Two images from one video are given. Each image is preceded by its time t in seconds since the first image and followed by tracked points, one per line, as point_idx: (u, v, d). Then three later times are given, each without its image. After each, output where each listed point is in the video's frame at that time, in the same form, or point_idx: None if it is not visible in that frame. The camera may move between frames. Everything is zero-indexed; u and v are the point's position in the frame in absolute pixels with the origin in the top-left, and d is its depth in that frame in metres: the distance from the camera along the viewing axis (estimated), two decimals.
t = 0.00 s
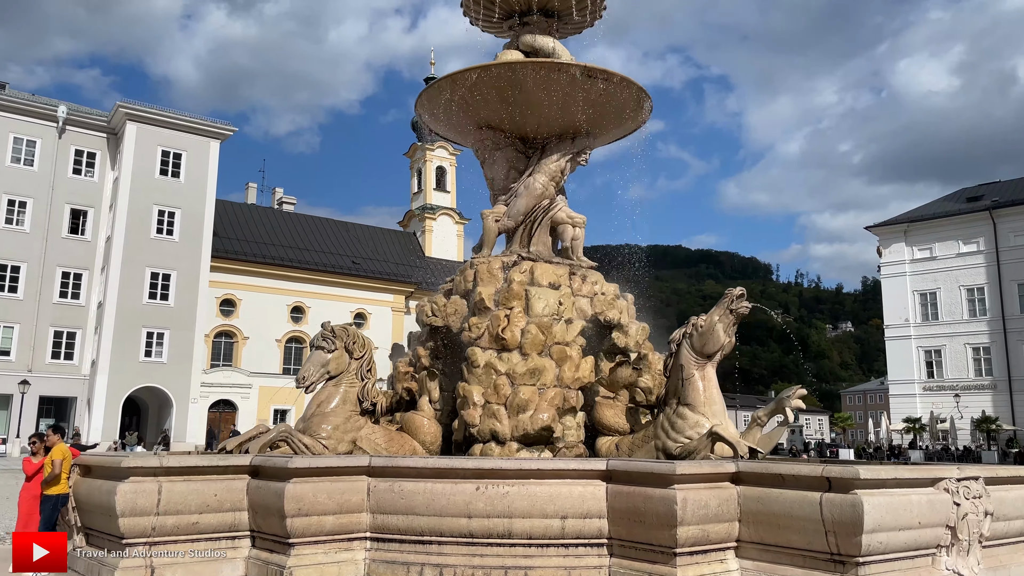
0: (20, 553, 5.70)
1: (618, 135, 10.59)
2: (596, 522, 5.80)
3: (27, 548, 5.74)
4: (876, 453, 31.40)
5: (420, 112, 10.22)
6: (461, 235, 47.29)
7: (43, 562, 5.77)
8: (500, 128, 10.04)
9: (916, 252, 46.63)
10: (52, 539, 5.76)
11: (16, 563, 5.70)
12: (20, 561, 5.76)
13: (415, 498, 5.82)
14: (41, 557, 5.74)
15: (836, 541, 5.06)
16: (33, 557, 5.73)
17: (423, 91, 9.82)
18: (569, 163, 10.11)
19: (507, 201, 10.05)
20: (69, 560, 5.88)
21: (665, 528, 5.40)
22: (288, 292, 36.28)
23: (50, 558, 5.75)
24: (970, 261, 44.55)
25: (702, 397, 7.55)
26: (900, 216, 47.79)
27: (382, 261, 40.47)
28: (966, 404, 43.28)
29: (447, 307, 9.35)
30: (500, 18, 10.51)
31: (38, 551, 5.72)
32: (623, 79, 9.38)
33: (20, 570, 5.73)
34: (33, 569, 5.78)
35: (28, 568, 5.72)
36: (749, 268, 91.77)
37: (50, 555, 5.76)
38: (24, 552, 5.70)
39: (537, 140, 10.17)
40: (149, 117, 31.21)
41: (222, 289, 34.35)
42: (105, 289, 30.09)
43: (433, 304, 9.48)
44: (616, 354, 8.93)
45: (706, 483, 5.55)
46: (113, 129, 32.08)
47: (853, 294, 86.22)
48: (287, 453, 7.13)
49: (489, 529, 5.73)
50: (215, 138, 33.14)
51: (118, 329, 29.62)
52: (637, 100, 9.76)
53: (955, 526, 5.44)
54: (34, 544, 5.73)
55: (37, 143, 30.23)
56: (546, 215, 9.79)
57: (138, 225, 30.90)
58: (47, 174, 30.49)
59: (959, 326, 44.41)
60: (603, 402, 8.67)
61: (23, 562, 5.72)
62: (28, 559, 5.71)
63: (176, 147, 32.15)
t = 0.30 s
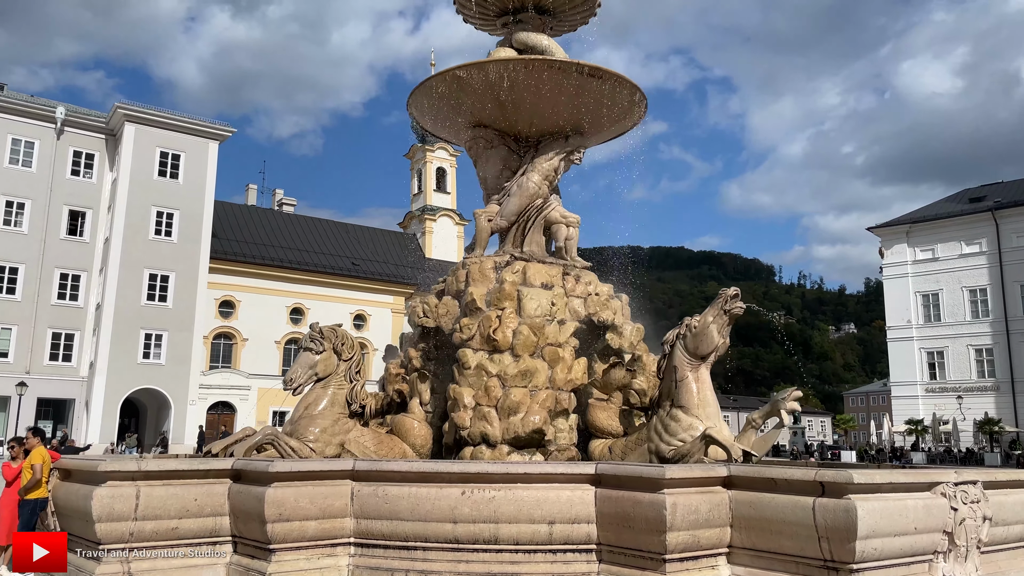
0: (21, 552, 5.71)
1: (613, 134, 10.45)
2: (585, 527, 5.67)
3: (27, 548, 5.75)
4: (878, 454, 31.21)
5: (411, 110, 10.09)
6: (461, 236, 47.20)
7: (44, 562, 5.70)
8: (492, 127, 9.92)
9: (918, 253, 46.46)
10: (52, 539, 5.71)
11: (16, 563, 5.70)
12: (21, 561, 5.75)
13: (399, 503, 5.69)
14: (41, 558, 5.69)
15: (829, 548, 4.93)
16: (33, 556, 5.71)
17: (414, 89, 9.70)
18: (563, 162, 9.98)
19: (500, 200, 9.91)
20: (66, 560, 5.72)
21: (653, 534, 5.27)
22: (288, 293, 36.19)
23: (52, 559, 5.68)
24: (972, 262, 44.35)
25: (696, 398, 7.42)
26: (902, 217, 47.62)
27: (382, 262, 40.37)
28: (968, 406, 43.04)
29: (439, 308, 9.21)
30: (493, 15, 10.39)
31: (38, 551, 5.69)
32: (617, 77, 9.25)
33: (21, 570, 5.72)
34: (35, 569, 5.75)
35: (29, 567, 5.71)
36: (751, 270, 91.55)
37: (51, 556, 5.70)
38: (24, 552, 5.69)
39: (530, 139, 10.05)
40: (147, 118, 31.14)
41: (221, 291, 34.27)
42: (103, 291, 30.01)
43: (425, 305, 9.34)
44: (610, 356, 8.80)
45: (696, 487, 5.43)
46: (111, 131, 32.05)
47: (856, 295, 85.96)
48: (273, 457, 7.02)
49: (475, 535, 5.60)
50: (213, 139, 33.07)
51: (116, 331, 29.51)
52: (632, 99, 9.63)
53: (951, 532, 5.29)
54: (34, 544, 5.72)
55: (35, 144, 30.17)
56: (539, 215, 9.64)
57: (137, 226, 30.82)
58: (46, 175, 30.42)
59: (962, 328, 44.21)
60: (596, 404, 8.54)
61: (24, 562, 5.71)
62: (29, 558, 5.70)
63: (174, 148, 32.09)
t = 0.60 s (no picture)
0: (21, 553, 5.50)
1: (610, 129, 10.32)
2: (575, 528, 5.54)
3: (27, 548, 5.51)
4: (881, 456, 31.03)
5: (405, 106, 9.96)
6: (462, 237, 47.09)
7: (44, 563, 5.46)
8: (486, 123, 9.78)
9: (921, 253, 46.29)
10: (53, 539, 5.48)
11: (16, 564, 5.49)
12: (21, 561, 5.52)
13: (385, 504, 5.55)
14: (42, 558, 5.46)
15: (825, 550, 4.79)
16: (33, 557, 5.48)
17: (406, 84, 9.57)
18: (558, 158, 9.84)
19: (494, 197, 9.78)
20: (66, 560, 5.44)
21: (644, 535, 5.14)
22: (288, 294, 36.09)
23: (52, 560, 5.43)
24: (975, 263, 44.18)
25: (691, 398, 7.29)
26: (905, 217, 47.40)
27: (382, 264, 40.24)
28: (971, 407, 42.83)
29: (433, 306, 9.06)
30: (488, 10, 10.27)
31: (38, 551, 5.47)
32: (612, 71, 9.11)
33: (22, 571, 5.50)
34: (35, 570, 5.50)
35: (29, 568, 5.48)
36: (754, 271, 91.29)
37: (51, 556, 5.45)
38: (25, 552, 5.49)
39: (525, 135, 9.91)
40: (146, 118, 31.09)
41: (220, 292, 34.14)
42: (101, 292, 29.93)
43: (418, 304, 9.20)
44: (605, 354, 8.67)
45: (689, 488, 5.29)
46: (110, 131, 32.00)
47: (859, 296, 85.75)
48: (260, 457, 6.90)
49: (462, 536, 5.47)
50: (212, 139, 33.01)
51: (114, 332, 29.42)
52: (627, 94, 9.49)
53: (951, 533, 5.15)
54: (34, 544, 5.50)
55: (34, 145, 30.14)
56: (534, 212, 9.51)
57: (135, 227, 30.74)
58: (44, 176, 30.36)
59: (965, 329, 44.02)
60: (590, 404, 8.40)
61: (24, 562, 5.50)
62: (29, 558, 5.48)
63: (173, 148, 32.03)
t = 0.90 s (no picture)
0: (21, 553, 5.27)
1: (607, 126, 10.16)
2: (566, 533, 5.37)
3: (28, 549, 5.27)
4: (883, 458, 30.77)
5: (397, 103, 9.82)
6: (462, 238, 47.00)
7: (45, 563, 5.15)
8: (480, 119, 9.63)
9: (924, 254, 46.07)
10: (53, 538, 5.17)
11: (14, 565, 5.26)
12: (21, 563, 5.26)
13: (371, 507, 5.40)
14: (42, 558, 5.15)
15: (822, 555, 4.62)
16: (33, 557, 5.21)
17: (400, 80, 9.43)
18: (553, 155, 9.68)
19: (488, 195, 9.64)
20: (66, 558, 5.15)
21: (636, 540, 4.98)
22: (287, 296, 35.96)
23: (51, 560, 5.13)
24: (978, 264, 43.94)
25: (687, 399, 7.13)
26: (908, 218, 47.20)
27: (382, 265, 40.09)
28: (975, 409, 42.55)
29: (425, 306, 8.89)
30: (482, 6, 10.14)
31: (38, 551, 5.18)
32: (608, 66, 8.96)
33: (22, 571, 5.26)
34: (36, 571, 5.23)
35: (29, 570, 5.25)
36: (757, 272, 91.07)
37: (51, 556, 5.15)
38: (25, 553, 5.27)
39: (520, 132, 9.76)
40: (145, 118, 31.01)
41: (220, 293, 34.01)
42: (99, 293, 29.82)
43: (410, 303, 9.02)
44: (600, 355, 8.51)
45: (683, 491, 5.14)
46: (109, 132, 31.93)
47: (862, 298, 85.56)
48: (246, 459, 6.74)
49: (449, 542, 5.31)
50: (212, 140, 32.92)
51: (112, 333, 29.31)
52: (623, 90, 9.34)
53: (954, 538, 4.98)
54: (34, 544, 5.23)
55: (32, 146, 30.07)
56: (529, 210, 9.36)
57: (134, 228, 30.65)
58: (43, 177, 30.29)
59: (968, 330, 43.75)
60: (585, 405, 8.24)
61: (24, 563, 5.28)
62: (29, 559, 5.25)
63: (172, 149, 31.94)
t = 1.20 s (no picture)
0: (20, 553, 5.05)
1: (603, 124, 10.03)
2: (556, 536, 5.24)
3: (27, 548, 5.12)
4: (887, 460, 30.61)
5: (391, 99, 9.68)
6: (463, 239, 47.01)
7: (43, 563, 5.07)
8: (474, 116, 9.50)
9: (927, 255, 45.87)
10: (53, 538, 5.08)
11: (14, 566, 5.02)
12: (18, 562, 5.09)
13: (356, 510, 5.26)
14: (41, 559, 5.06)
15: (819, 560, 4.48)
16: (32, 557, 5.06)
17: (393, 77, 9.30)
18: (549, 153, 9.54)
19: (483, 193, 9.50)
20: (67, 559, 5.10)
21: (628, 544, 4.84)
22: (288, 298, 35.87)
23: (50, 560, 5.06)
24: (981, 264, 43.72)
25: (683, 400, 6.99)
26: (910, 219, 47.01)
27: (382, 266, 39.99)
28: (978, 411, 42.31)
29: (418, 305, 8.76)
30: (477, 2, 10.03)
31: (38, 551, 5.05)
32: (604, 63, 8.83)
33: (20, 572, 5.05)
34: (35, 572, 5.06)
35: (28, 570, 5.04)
36: (759, 274, 90.86)
37: (51, 556, 5.08)
38: (24, 552, 5.05)
39: (515, 129, 9.63)
40: (144, 120, 30.96)
41: (219, 295, 33.91)
42: (98, 294, 29.76)
43: (403, 303, 8.88)
44: (596, 354, 8.39)
45: (676, 493, 5.00)
46: (108, 133, 31.88)
47: (866, 300, 85.34)
48: (233, 461, 6.61)
49: (437, 545, 5.18)
50: (211, 141, 32.86)
51: (111, 334, 29.23)
52: (620, 87, 9.21)
53: (954, 541, 4.83)
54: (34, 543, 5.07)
55: (31, 147, 30.03)
56: (524, 208, 9.23)
57: (133, 230, 30.56)
58: (42, 178, 30.24)
59: (971, 331, 43.53)
60: (580, 405, 8.11)
61: (23, 563, 5.06)
62: (28, 559, 5.05)
63: (172, 150, 31.89)
